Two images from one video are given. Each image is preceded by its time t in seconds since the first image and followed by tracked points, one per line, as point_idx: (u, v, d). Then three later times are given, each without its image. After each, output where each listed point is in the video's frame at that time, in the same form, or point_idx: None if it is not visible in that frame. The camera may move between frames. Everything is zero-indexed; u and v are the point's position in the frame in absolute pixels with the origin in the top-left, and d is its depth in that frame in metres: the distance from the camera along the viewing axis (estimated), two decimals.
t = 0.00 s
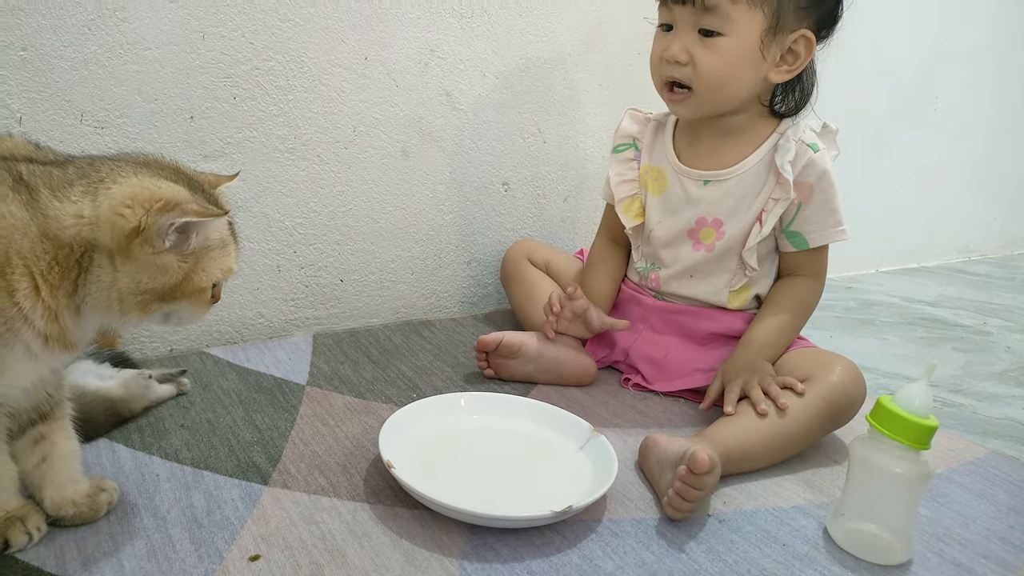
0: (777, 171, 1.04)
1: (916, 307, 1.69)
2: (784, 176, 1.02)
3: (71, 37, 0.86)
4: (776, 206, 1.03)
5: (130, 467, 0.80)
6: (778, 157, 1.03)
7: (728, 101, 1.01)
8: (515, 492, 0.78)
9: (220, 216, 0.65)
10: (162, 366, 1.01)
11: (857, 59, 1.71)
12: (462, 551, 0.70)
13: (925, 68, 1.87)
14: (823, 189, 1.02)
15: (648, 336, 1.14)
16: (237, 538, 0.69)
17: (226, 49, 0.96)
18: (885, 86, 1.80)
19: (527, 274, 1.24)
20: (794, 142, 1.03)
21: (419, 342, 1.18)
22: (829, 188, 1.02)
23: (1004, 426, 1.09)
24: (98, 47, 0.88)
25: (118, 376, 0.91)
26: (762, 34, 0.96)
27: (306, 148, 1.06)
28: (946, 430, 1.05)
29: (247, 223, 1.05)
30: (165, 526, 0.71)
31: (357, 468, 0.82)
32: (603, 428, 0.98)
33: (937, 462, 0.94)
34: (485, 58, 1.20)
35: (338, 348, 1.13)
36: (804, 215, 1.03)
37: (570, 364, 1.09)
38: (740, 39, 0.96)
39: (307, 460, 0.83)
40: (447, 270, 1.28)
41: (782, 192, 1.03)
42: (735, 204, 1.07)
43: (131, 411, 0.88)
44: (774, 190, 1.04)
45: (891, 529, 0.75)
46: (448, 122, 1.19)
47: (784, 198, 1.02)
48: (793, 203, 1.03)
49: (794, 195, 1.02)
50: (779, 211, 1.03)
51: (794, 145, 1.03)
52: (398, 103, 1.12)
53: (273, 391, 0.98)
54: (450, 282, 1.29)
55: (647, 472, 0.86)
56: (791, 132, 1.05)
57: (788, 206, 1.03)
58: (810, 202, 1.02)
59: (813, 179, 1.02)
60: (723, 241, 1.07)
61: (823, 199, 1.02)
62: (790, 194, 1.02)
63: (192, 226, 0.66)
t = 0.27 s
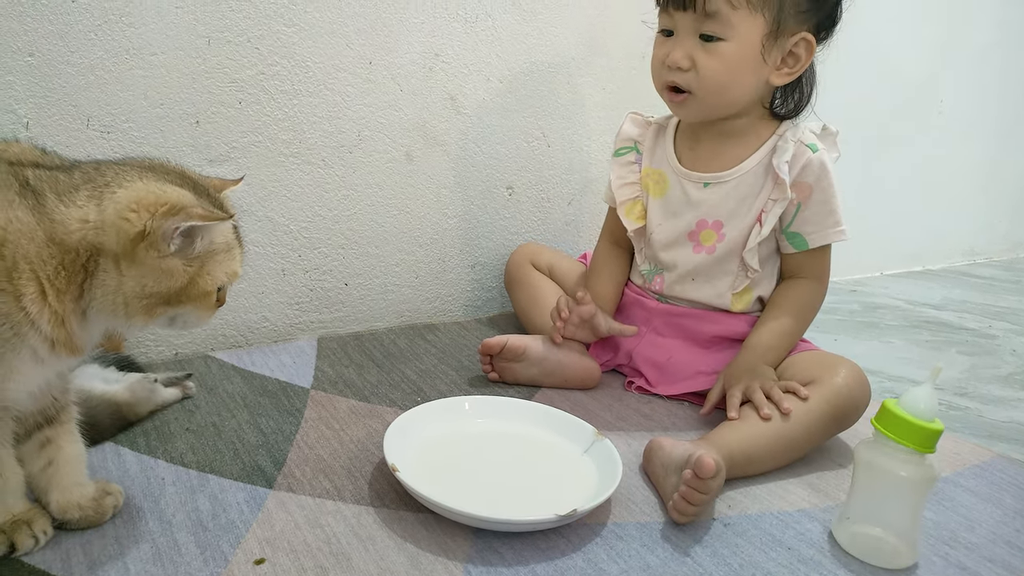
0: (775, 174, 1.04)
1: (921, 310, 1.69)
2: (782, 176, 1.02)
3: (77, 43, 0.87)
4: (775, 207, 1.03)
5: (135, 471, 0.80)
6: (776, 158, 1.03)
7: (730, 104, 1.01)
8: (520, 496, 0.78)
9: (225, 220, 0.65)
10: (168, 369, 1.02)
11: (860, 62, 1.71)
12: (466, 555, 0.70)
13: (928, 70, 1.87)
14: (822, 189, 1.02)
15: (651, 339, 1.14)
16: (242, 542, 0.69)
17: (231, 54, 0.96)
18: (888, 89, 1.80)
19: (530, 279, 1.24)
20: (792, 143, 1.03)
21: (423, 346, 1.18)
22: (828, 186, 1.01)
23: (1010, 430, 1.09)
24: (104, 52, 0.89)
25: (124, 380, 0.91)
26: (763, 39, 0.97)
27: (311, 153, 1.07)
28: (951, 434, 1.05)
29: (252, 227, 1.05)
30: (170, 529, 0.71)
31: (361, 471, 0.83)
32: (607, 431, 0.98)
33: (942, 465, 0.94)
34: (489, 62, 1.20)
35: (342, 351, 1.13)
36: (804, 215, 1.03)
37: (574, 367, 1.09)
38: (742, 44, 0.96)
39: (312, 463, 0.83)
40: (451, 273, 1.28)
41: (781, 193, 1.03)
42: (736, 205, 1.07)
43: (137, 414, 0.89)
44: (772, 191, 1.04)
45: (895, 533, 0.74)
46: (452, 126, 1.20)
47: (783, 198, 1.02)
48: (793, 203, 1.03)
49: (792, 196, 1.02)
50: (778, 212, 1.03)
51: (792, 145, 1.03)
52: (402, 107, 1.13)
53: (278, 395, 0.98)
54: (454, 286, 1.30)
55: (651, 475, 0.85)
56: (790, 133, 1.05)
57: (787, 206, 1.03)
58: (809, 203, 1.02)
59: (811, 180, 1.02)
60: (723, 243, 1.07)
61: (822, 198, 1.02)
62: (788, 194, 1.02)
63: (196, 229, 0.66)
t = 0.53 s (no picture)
0: (776, 173, 1.04)
1: (923, 310, 1.69)
2: (783, 176, 1.01)
3: (79, 47, 0.87)
4: (776, 206, 1.03)
5: (138, 473, 0.80)
6: (777, 158, 1.03)
7: (730, 104, 1.01)
8: (521, 498, 0.78)
9: (226, 222, 0.65)
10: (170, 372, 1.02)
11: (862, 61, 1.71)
12: (469, 557, 0.70)
13: (930, 70, 1.87)
14: (823, 190, 1.01)
15: (653, 340, 1.14)
16: (245, 544, 0.69)
17: (232, 57, 0.97)
18: (890, 89, 1.80)
19: (531, 282, 1.24)
20: (792, 143, 1.03)
21: (425, 348, 1.18)
22: (829, 186, 1.01)
23: (1013, 430, 1.09)
24: (105, 56, 0.89)
25: (126, 383, 0.91)
26: (763, 38, 0.97)
27: (312, 155, 1.07)
28: (953, 434, 1.05)
29: (254, 230, 1.05)
30: (173, 532, 0.71)
31: (363, 473, 0.83)
32: (609, 433, 0.98)
33: (945, 466, 0.94)
34: (490, 64, 1.20)
35: (344, 353, 1.13)
36: (804, 216, 1.03)
37: (576, 369, 1.09)
38: (742, 43, 0.96)
39: (314, 466, 0.83)
40: (452, 275, 1.28)
41: (782, 192, 1.03)
42: (736, 205, 1.07)
43: (140, 417, 0.89)
44: (773, 191, 1.04)
45: (897, 535, 0.74)
46: (453, 128, 1.20)
47: (785, 198, 1.02)
48: (794, 203, 1.03)
49: (794, 195, 1.02)
50: (779, 212, 1.02)
51: (793, 146, 1.03)
52: (403, 110, 1.13)
53: (280, 397, 0.98)
54: (456, 288, 1.30)
55: (653, 477, 0.85)
56: (790, 133, 1.05)
57: (789, 206, 1.03)
58: (810, 203, 1.02)
59: (811, 180, 1.02)
60: (723, 243, 1.07)
61: (823, 199, 1.01)
62: (790, 194, 1.01)
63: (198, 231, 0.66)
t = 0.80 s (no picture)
0: (782, 174, 1.04)
1: (926, 312, 1.68)
2: (789, 179, 1.01)
3: (83, 51, 0.87)
4: (781, 209, 1.03)
5: (143, 476, 0.80)
6: (782, 161, 1.03)
7: (735, 104, 1.01)
8: (525, 500, 0.78)
9: (230, 224, 0.66)
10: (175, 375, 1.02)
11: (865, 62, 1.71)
12: (473, 560, 0.70)
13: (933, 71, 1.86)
14: (827, 193, 1.02)
15: (656, 342, 1.14)
16: (249, 547, 0.69)
17: (236, 61, 0.97)
18: (893, 90, 1.79)
19: (534, 284, 1.25)
20: (797, 147, 1.03)
21: (429, 350, 1.18)
22: (834, 190, 1.01)
23: (1018, 432, 1.08)
24: (110, 60, 0.89)
25: (131, 387, 0.92)
26: (768, 38, 0.97)
27: (316, 159, 1.07)
28: (958, 436, 1.04)
29: (257, 233, 1.06)
30: (177, 534, 0.71)
31: (367, 476, 0.83)
32: (613, 435, 0.98)
33: (949, 468, 0.93)
34: (493, 67, 1.20)
35: (347, 356, 1.13)
36: (809, 219, 1.03)
37: (579, 372, 1.09)
38: (747, 43, 0.96)
39: (318, 469, 0.83)
40: (456, 278, 1.29)
41: (788, 196, 1.03)
42: (740, 208, 1.07)
43: (144, 421, 0.89)
44: (778, 195, 1.04)
45: (903, 537, 0.74)
46: (456, 131, 1.20)
47: (790, 202, 1.03)
48: (799, 206, 1.03)
49: (799, 199, 1.02)
50: (784, 215, 1.03)
51: (797, 149, 1.03)
52: (407, 113, 1.13)
53: (284, 400, 0.98)
54: (459, 291, 1.30)
55: (657, 480, 0.85)
56: (794, 136, 1.05)
57: (794, 210, 1.03)
58: (815, 206, 1.02)
59: (817, 183, 1.02)
60: (728, 246, 1.07)
61: (827, 202, 1.02)
62: (795, 198, 1.02)
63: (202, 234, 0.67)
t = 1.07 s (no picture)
0: (780, 176, 1.04)
1: (926, 313, 1.69)
2: (789, 181, 1.02)
3: (83, 53, 0.87)
4: (781, 212, 1.03)
5: (143, 478, 0.80)
6: (782, 163, 1.03)
7: (737, 105, 1.01)
8: (525, 502, 0.78)
9: (231, 226, 0.66)
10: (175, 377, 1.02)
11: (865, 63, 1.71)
12: (473, 562, 0.70)
13: (932, 72, 1.87)
14: (827, 195, 1.01)
15: (656, 343, 1.14)
16: (249, 549, 0.69)
17: (236, 63, 0.97)
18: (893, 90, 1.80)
19: (534, 285, 1.25)
20: (797, 149, 1.03)
21: (429, 352, 1.18)
22: (834, 191, 1.01)
23: (1018, 433, 1.08)
24: (110, 62, 0.89)
25: (131, 389, 0.92)
26: (770, 39, 0.97)
27: (315, 160, 1.07)
28: (958, 437, 1.04)
29: (257, 235, 1.06)
30: (178, 537, 0.71)
31: (367, 478, 0.83)
32: (613, 436, 0.98)
33: (950, 469, 0.93)
34: (493, 68, 1.21)
35: (347, 358, 1.13)
36: (809, 221, 1.03)
37: (580, 373, 1.09)
38: (750, 44, 0.96)
39: (318, 470, 0.83)
40: (455, 279, 1.29)
41: (788, 198, 1.03)
42: (740, 209, 1.07)
43: (144, 423, 0.89)
44: (778, 196, 1.04)
45: (903, 538, 0.74)
46: (456, 133, 1.20)
47: (789, 203, 1.03)
48: (798, 208, 1.03)
49: (799, 201, 1.03)
50: (784, 217, 1.03)
51: (797, 152, 1.03)
52: (406, 114, 1.13)
53: (284, 402, 0.98)
54: (459, 292, 1.30)
55: (657, 482, 0.85)
56: (794, 139, 1.05)
57: (793, 211, 1.03)
58: (814, 208, 1.02)
59: (816, 185, 1.02)
60: (728, 247, 1.07)
61: (827, 204, 1.02)
62: (795, 199, 1.02)
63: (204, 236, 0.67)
